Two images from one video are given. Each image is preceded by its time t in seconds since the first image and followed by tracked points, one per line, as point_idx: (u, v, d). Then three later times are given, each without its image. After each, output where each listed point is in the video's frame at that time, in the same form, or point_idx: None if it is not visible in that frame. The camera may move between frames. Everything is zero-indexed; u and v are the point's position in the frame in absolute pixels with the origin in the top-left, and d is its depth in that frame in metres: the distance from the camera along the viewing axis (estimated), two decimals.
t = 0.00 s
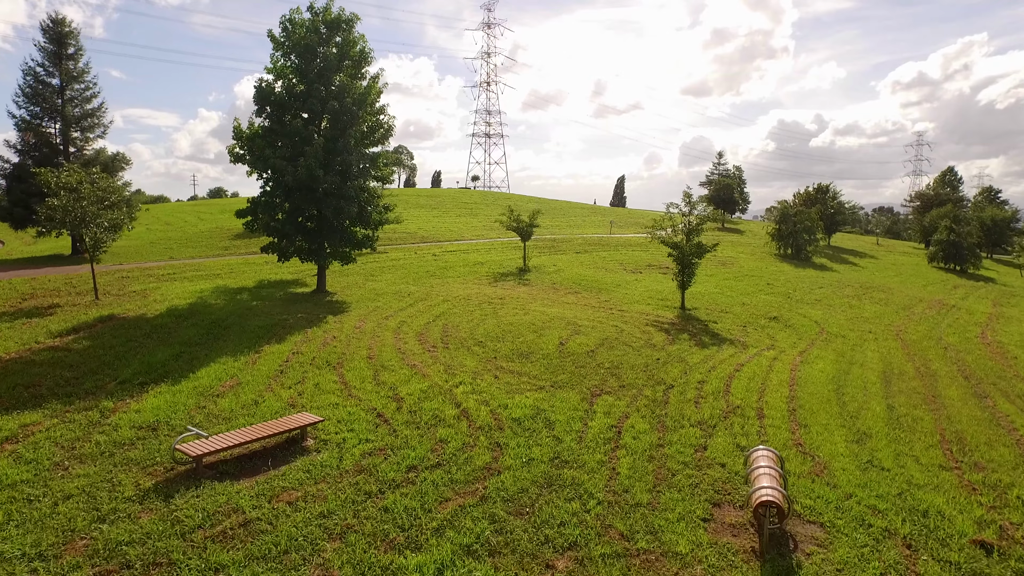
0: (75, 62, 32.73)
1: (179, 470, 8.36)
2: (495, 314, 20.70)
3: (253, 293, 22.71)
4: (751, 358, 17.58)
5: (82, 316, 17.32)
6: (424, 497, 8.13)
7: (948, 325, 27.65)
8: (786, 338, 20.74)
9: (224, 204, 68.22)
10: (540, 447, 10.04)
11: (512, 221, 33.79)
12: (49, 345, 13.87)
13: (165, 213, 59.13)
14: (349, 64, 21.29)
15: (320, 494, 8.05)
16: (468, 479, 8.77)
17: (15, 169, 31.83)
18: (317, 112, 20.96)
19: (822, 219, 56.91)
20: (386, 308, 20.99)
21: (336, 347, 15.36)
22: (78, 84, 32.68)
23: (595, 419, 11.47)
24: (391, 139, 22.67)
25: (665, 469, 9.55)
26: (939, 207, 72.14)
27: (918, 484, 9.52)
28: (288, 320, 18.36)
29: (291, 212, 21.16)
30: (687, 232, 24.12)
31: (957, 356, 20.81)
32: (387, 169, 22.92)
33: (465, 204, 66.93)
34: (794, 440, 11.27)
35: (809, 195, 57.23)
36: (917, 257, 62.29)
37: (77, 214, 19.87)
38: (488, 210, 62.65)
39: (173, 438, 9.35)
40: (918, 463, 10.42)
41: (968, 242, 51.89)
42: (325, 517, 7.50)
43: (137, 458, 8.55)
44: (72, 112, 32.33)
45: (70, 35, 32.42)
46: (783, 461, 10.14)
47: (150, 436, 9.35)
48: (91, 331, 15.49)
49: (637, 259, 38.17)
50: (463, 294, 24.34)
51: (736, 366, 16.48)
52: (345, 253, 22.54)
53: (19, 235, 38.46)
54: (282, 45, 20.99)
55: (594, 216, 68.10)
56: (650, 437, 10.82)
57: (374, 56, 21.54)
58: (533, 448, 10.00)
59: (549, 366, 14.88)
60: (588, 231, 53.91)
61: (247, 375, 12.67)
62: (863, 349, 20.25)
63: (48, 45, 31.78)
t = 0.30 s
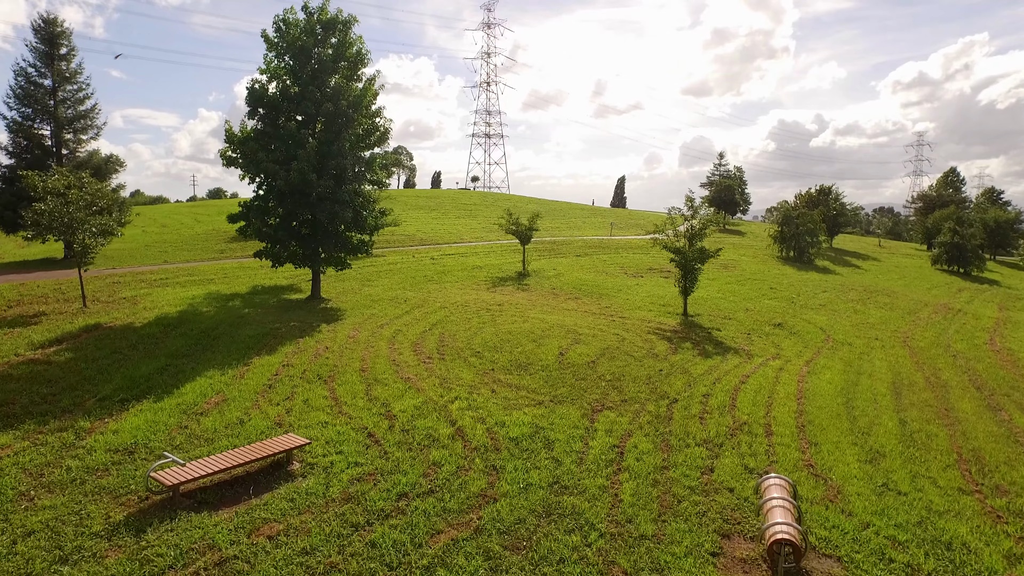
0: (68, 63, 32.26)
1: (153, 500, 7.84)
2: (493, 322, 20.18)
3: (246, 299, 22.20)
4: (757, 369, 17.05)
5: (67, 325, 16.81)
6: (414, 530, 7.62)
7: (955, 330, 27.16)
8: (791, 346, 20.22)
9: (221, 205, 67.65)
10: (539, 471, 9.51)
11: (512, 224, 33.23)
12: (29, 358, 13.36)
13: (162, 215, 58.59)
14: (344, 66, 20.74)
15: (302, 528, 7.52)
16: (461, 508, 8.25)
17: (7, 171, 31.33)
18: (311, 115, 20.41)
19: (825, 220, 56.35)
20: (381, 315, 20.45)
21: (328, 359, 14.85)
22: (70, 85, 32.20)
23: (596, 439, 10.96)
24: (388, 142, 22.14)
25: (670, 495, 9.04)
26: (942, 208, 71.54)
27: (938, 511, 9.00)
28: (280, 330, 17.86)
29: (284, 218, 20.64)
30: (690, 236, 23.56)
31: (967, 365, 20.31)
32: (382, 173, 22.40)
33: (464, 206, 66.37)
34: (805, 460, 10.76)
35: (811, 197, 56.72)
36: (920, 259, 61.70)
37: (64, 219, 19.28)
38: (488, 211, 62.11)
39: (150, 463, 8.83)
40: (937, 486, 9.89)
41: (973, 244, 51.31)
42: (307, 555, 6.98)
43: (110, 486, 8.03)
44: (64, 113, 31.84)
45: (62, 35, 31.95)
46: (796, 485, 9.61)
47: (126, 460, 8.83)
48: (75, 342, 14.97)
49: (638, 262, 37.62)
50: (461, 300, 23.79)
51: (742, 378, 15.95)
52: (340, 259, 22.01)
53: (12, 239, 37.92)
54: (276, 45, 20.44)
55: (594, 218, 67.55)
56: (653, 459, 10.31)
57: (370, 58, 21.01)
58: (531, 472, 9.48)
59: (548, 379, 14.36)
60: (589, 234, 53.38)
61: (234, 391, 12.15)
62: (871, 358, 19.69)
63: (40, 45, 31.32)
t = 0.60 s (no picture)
0: (59, 63, 31.76)
1: (122, 534, 7.31)
2: (491, 329, 19.65)
3: (238, 306, 21.66)
4: (762, 379, 16.51)
5: (50, 335, 16.26)
6: (401, 567, 7.10)
7: (962, 336, 26.62)
8: (797, 354, 19.69)
9: (219, 207, 67.08)
10: (536, 497, 8.99)
11: (510, 228, 32.73)
12: (6, 371, 12.82)
13: (158, 216, 58.02)
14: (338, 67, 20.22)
15: (281, 566, 7.01)
16: (453, 542, 7.72)
17: None
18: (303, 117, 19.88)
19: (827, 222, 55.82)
20: (376, 323, 19.91)
21: (318, 371, 14.32)
22: (62, 85, 31.70)
23: (596, 460, 10.45)
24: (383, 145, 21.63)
25: (675, 524, 8.52)
26: (945, 210, 71.03)
27: (959, 541, 8.49)
28: (271, 339, 17.34)
29: (277, 223, 20.12)
30: (692, 242, 23.04)
31: (977, 373, 19.78)
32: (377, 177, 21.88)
33: (463, 207, 65.87)
34: (816, 483, 10.24)
35: (814, 199, 56.16)
36: (923, 261, 61.16)
37: (48, 223, 18.71)
38: (488, 213, 61.62)
39: (122, 491, 8.29)
40: (955, 512, 9.38)
41: (977, 246, 50.79)
42: None
43: (77, 519, 7.50)
44: (55, 114, 31.34)
45: (54, 35, 31.48)
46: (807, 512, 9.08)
47: (96, 487, 8.29)
48: (56, 354, 14.44)
49: (639, 266, 37.12)
50: (458, 306, 23.26)
51: (747, 390, 15.41)
52: (334, 265, 21.47)
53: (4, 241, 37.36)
54: (268, 46, 19.91)
55: (595, 219, 67.10)
56: (656, 482, 9.79)
57: (364, 59, 20.50)
58: (527, 498, 8.96)
59: (546, 393, 13.84)
60: (589, 236, 52.91)
61: (217, 407, 11.61)
62: (879, 367, 19.16)
63: (30, 45, 30.82)
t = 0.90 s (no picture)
0: (50, 65, 31.24)
1: None
2: (488, 341, 19.11)
3: (229, 315, 21.12)
4: (768, 395, 15.96)
5: (31, 349, 15.71)
6: None
7: (970, 344, 26.09)
8: (802, 367, 19.16)
9: (216, 208, 66.49)
10: (532, 535, 8.48)
11: (509, 233, 32.19)
12: None
13: (153, 219, 57.31)
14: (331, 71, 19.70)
15: None
16: None
17: None
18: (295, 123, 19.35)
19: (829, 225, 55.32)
20: (370, 334, 19.37)
21: (308, 390, 13.79)
22: (53, 88, 31.18)
23: (596, 489, 9.93)
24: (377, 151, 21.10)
25: (680, 566, 8.02)
26: (947, 212, 70.51)
27: None
28: (262, 352, 16.81)
29: (268, 231, 19.59)
30: (694, 250, 22.51)
31: (988, 386, 19.24)
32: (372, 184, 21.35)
33: (462, 209, 65.33)
34: (828, 514, 9.72)
35: (816, 201, 55.60)
36: (925, 264, 60.62)
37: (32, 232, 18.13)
38: (486, 215, 61.11)
39: (90, 532, 7.76)
40: (977, 549, 8.86)
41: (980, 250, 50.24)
42: None
43: (38, 566, 6.97)
44: (47, 117, 30.82)
45: (45, 37, 30.97)
46: (820, 550, 8.57)
47: (62, 527, 7.77)
48: (36, 370, 13.91)
49: (640, 270, 36.60)
50: (454, 315, 22.71)
51: (752, 407, 14.88)
52: (327, 274, 20.94)
53: None
54: (259, 49, 19.38)
55: (595, 221, 66.61)
56: (660, 515, 9.28)
57: (357, 62, 19.97)
58: (523, 535, 8.45)
59: (545, 412, 13.31)
60: (589, 239, 52.39)
61: (200, 430, 11.08)
62: (888, 380, 18.61)
63: (21, 47, 30.30)
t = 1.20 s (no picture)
0: (41, 67, 30.69)
1: None
2: (485, 353, 18.57)
3: (221, 326, 20.57)
4: (775, 411, 15.41)
5: (11, 364, 15.13)
6: None
7: (979, 353, 25.53)
8: (809, 379, 18.63)
9: (213, 210, 65.86)
10: None
11: (508, 239, 31.66)
12: None
13: (149, 221, 56.66)
14: (323, 75, 19.18)
15: None
16: None
17: None
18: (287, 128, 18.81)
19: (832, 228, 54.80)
20: (365, 346, 18.82)
21: (298, 408, 13.25)
22: (44, 90, 30.62)
23: (598, 521, 9.43)
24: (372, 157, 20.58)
25: None
26: (950, 214, 69.95)
27: None
28: (252, 366, 16.26)
29: (261, 240, 19.08)
30: (697, 257, 21.96)
31: (1000, 399, 18.69)
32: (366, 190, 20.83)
33: (461, 211, 64.78)
34: (843, 547, 9.20)
35: (818, 204, 55.00)
36: (928, 267, 60.07)
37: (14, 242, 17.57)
38: (486, 218, 60.56)
39: None
40: None
41: (985, 254, 49.70)
42: None
43: None
44: (37, 120, 30.24)
45: (36, 38, 30.43)
46: None
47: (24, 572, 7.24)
48: (15, 388, 13.37)
49: (641, 275, 36.06)
50: (452, 325, 22.17)
51: (759, 424, 14.32)
52: (322, 283, 20.42)
53: None
54: (249, 53, 18.84)
55: (595, 223, 66.12)
56: (666, 550, 8.77)
57: (350, 66, 19.46)
58: None
59: (544, 432, 12.78)
60: (589, 242, 51.86)
61: (181, 455, 10.53)
62: (897, 393, 18.06)
63: (12, 49, 29.74)
